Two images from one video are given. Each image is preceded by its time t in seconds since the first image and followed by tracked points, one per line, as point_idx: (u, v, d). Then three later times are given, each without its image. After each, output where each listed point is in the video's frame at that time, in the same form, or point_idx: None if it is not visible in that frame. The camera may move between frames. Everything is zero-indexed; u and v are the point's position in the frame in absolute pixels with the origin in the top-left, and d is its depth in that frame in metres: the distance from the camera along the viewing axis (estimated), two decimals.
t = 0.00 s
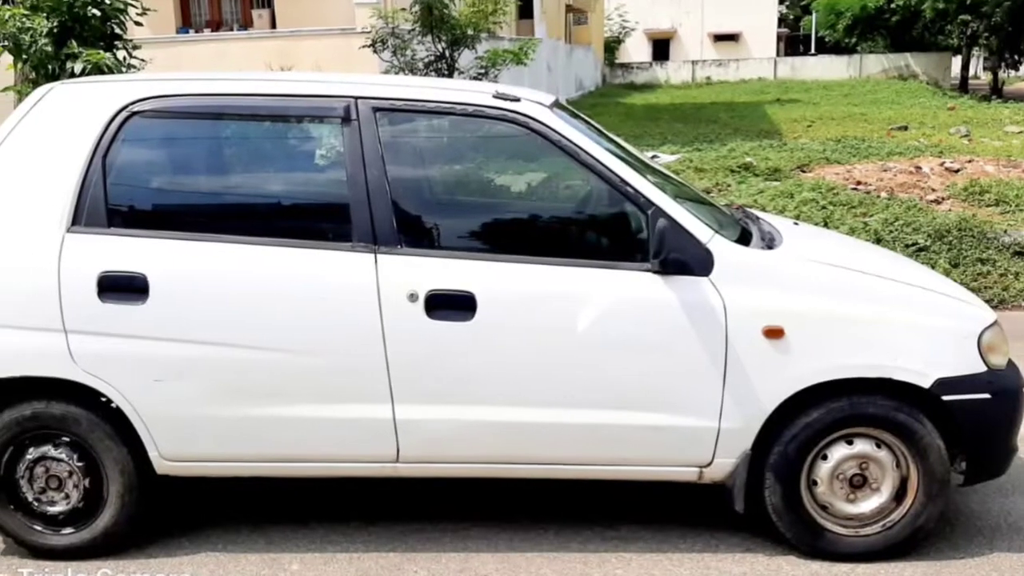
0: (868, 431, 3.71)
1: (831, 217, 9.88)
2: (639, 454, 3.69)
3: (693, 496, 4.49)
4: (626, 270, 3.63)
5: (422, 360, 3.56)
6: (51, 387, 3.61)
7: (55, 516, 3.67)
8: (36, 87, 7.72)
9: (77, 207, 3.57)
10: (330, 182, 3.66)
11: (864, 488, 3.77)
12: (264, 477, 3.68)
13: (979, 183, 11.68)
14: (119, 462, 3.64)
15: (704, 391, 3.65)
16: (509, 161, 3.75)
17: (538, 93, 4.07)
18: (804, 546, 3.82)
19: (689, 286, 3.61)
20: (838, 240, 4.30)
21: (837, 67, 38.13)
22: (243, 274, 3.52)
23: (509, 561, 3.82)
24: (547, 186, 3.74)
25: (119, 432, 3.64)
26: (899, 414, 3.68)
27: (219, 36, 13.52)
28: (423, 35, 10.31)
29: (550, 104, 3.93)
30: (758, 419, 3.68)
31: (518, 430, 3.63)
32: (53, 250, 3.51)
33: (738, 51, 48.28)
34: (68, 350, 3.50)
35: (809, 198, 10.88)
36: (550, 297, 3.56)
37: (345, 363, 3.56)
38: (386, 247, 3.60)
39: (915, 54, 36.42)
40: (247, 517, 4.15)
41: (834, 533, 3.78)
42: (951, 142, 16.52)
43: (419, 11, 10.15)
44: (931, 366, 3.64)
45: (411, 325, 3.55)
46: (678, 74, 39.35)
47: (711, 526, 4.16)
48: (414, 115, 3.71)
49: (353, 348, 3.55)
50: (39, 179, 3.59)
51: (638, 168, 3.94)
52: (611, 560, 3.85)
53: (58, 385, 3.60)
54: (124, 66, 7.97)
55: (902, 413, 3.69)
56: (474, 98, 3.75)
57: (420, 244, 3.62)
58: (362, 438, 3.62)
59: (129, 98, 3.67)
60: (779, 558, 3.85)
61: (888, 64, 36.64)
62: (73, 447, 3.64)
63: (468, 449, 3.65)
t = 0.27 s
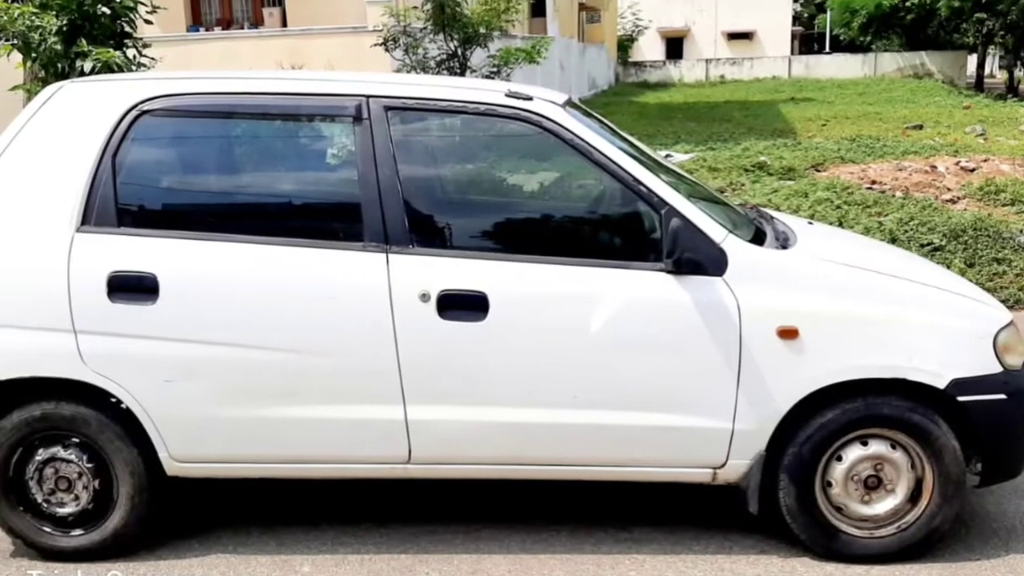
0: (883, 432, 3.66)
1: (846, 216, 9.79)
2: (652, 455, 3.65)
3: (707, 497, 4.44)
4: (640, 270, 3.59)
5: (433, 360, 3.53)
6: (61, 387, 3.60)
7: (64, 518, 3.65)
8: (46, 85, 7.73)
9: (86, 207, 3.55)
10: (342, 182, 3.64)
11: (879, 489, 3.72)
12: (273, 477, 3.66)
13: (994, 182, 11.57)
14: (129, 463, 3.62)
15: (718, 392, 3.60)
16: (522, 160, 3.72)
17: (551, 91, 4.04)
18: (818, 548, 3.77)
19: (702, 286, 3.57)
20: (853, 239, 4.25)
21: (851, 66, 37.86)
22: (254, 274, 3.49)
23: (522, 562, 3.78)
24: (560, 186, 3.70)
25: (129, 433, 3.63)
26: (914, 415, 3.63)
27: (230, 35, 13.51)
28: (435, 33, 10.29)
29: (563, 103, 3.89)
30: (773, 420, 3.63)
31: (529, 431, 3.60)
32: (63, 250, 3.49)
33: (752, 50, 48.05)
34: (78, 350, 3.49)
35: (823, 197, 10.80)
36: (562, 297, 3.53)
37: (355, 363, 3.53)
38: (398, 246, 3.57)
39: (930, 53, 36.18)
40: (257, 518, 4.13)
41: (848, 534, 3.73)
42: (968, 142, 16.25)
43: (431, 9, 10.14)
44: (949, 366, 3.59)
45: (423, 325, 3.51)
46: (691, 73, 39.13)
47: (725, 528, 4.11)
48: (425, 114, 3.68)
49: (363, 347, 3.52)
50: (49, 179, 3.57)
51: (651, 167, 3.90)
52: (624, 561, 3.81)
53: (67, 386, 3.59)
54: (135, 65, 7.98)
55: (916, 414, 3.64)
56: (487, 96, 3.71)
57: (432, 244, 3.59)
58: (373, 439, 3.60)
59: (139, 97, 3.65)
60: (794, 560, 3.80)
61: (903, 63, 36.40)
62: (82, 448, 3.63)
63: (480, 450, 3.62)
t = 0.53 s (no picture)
0: (898, 433, 3.61)
1: (861, 216, 9.71)
2: (666, 456, 3.61)
3: (720, 498, 4.40)
4: (653, 270, 3.55)
5: (444, 360, 3.50)
6: (71, 388, 3.58)
7: (74, 519, 3.64)
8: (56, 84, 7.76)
9: (96, 206, 3.54)
10: (353, 181, 3.61)
11: (893, 491, 3.67)
12: (283, 478, 3.64)
13: (1011, 181, 11.44)
14: (139, 464, 3.60)
15: (732, 392, 3.56)
16: (534, 159, 3.69)
17: (563, 90, 4.00)
18: (833, 550, 3.72)
19: (716, 286, 3.52)
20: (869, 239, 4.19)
21: (866, 64, 37.56)
22: (264, 274, 3.47)
23: (534, 564, 3.75)
24: (572, 185, 3.69)
25: (138, 434, 3.61)
26: (929, 415, 3.58)
27: (241, 34, 13.52)
28: (447, 32, 10.27)
29: (576, 102, 3.86)
30: (788, 422, 3.59)
31: (541, 432, 3.56)
32: (72, 250, 3.48)
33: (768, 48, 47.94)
34: (87, 350, 3.47)
35: (837, 197, 10.72)
36: (574, 297, 3.49)
37: (366, 363, 3.50)
38: (410, 246, 3.54)
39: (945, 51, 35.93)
40: (267, 520, 4.11)
41: (863, 536, 3.68)
42: (985, 142, 15.99)
43: (442, 7, 10.12)
44: (967, 367, 3.54)
45: (434, 326, 3.48)
46: (704, 72, 38.94)
47: (739, 529, 4.07)
48: (437, 113, 3.65)
49: (374, 348, 3.50)
50: (59, 178, 3.56)
51: (665, 167, 3.85)
52: (637, 563, 3.77)
53: (76, 386, 3.57)
54: (144, 63, 7.99)
55: (931, 415, 3.58)
56: (499, 95, 3.68)
57: (444, 244, 3.56)
58: (384, 440, 3.57)
59: (149, 96, 3.63)
60: (808, 562, 3.76)
61: (918, 61, 36.16)
62: (92, 449, 3.61)
63: (491, 451, 3.59)
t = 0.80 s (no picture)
0: (914, 434, 3.56)
1: (876, 215, 9.64)
2: (679, 458, 3.57)
3: (734, 499, 4.36)
4: (667, 270, 3.51)
5: (456, 360, 3.47)
6: (80, 390, 3.57)
7: (84, 521, 3.63)
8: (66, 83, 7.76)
9: (106, 205, 3.52)
10: (364, 180, 3.58)
11: (909, 492, 3.62)
12: (294, 479, 3.61)
13: None
14: (149, 466, 3.58)
15: (746, 393, 3.52)
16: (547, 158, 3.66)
17: (577, 89, 3.97)
18: (847, 552, 3.67)
19: (730, 287, 3.48)
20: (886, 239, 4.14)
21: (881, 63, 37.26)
22: (275, 274, 3.45)
23: (547, 566, 3.71)
24: (586, 185, 3.67)
25: (148, 435, 3.59)
26: (944, 416, 3.53)
27: (252, 33, 13.52)
28: (459, 30, 10.24)
29: (589, 101, 3.82)
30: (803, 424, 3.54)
31: (553, 432, 3.53)
32: (82, 250, 3.46)
33: (783, 45, 47.69)
34: (97, 351, 3.46)
35: (851, 196, 10.64)
36: (587, 297, 3.46)
37: (377, 363, 3.47)
38: (422, 246, 3.51)
39: (960, 50, 35.68)
40: (277, 521, 4.08)
41: (878, 538, 3.64)
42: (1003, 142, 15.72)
43: (455, 6, 10.10)
44: (986, 368, 3.49)
45: (446, 326, 3.45)
46: (717, 71, 38.75)
47: (753, 531, 4.03)
48: (450, 112, 3.62)
49: (384, 348, 3.47)
50: (68, 177, 3.54)
51: (678, 166, 3.81)
52: (650, 565, 3.73)
53: (87, 387, 3.55)
54: (153, 62, 7.98)
55: (947, 415, 3.54)
56: (511, 94, 3.64)
57: (456, 244, 3.53)
58: (395, 441, 3.54)
59: (159, 94, 3.61)
60: (823, 564, 3.71)
61: (932, 60, 35.93)
62: (102, 450, 3.59)
63: (503, 453, 3.55)
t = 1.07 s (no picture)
0: (928, 435, 3.51)
1: (891, 215, 9.55)
2: (693, 459, 3.53)
3: (747, 500, 4.31)
4: (680, 270, 3.47)
5: (467, 360, 3.44)
6: (90, 390, 3.55)
7: (93, 522, 3.61)
8: (75, 81, 7.79)
9: (116, 205, 3.50)
10: (376, 179, 3.56)
11: (923, 493, 3.57)
12: (304, 480, 3.59)
13: None
14: (159, 467, 3.57)
15: (760, 394, 3.48)
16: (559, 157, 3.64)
17: (589, 87, 3.93)
18: (862, 554, 3.63)
19: (744, 287, 3.44)
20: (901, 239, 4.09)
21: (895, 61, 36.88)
22: (285, 274, 3.43)
23: (559, 568, 3.68)
24: (599, 184, 3.65)
25: (158, 435, 3.57)
26: (960, 417, 3.49)
27: (262, 31, 13.52)
28: (471, 28, 10.21)
29: (602, 100, 3.78)
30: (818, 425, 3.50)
31: (565, 434, 3.49)
32: (92, 249, 3.44)
33: (795, 45, 47.71)
34: (106, 351, 3.44)
35: (865, 195, 10.57)
36: (600, 297, 3.42)
37: (387, 364, 3.45)
38: (433, 246, 3.48)
39: (975, 48, 35.41)
40: (287, 522, 4.07)
41: (893, 540, 3.59)
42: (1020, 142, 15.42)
43: (466, 4, 10.08)
44: (1004, 370, 3.44)
45: (457, 326, 3.42)
46: (731, 69, 38.60)
47: (767, 533, 3.98)
48: (462, 111, 3.59)
49: (395, 348, 3.44)
50: (78, 177, 3.52)
51: (692, 165, 3.77)
52: (663, 567, 3.69)
53: (96, 387, 3.54)
54: (163, 60, 8.00)
55: (962, 416, 3.49)
56: (523, 92, 3.61)
57: (468, 244, 3.50)
58: (406, 442, 3.51)
59: (169, 93, 3.59)
60: (837, 565, 3.67)
61: (947, 58, 35.67)
62: (111, 451, 3.57)
63: (514, 454, 3.52)
